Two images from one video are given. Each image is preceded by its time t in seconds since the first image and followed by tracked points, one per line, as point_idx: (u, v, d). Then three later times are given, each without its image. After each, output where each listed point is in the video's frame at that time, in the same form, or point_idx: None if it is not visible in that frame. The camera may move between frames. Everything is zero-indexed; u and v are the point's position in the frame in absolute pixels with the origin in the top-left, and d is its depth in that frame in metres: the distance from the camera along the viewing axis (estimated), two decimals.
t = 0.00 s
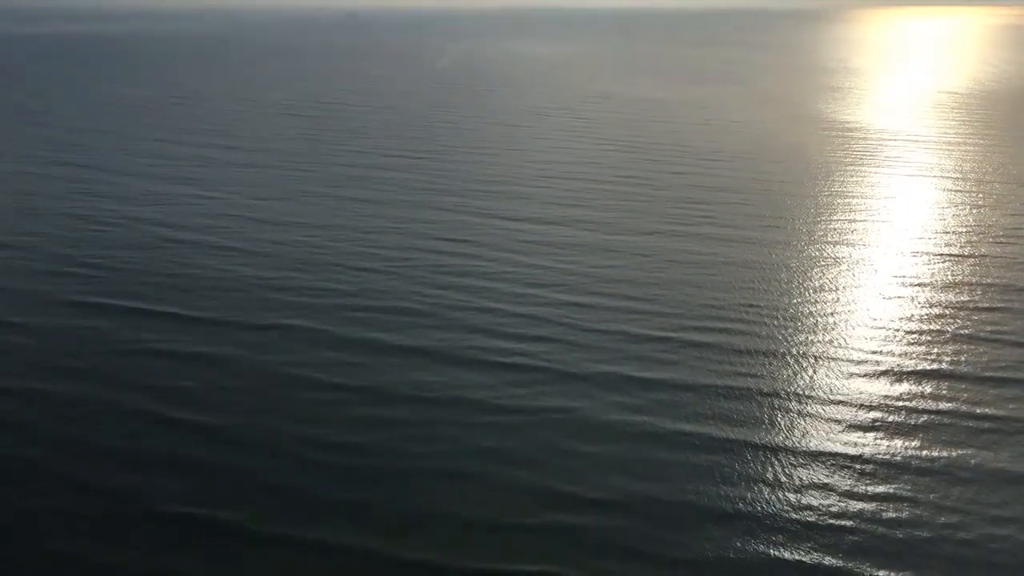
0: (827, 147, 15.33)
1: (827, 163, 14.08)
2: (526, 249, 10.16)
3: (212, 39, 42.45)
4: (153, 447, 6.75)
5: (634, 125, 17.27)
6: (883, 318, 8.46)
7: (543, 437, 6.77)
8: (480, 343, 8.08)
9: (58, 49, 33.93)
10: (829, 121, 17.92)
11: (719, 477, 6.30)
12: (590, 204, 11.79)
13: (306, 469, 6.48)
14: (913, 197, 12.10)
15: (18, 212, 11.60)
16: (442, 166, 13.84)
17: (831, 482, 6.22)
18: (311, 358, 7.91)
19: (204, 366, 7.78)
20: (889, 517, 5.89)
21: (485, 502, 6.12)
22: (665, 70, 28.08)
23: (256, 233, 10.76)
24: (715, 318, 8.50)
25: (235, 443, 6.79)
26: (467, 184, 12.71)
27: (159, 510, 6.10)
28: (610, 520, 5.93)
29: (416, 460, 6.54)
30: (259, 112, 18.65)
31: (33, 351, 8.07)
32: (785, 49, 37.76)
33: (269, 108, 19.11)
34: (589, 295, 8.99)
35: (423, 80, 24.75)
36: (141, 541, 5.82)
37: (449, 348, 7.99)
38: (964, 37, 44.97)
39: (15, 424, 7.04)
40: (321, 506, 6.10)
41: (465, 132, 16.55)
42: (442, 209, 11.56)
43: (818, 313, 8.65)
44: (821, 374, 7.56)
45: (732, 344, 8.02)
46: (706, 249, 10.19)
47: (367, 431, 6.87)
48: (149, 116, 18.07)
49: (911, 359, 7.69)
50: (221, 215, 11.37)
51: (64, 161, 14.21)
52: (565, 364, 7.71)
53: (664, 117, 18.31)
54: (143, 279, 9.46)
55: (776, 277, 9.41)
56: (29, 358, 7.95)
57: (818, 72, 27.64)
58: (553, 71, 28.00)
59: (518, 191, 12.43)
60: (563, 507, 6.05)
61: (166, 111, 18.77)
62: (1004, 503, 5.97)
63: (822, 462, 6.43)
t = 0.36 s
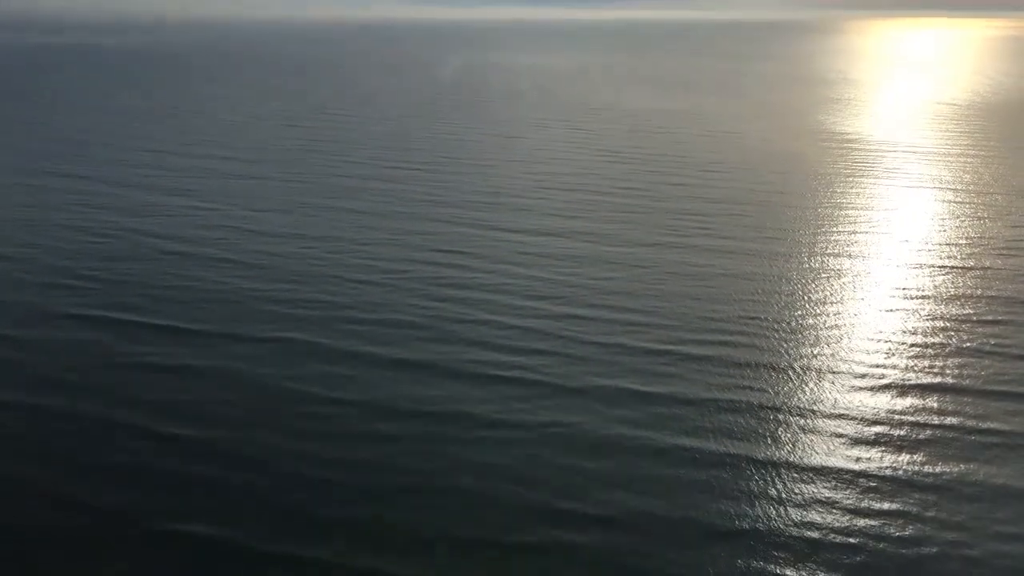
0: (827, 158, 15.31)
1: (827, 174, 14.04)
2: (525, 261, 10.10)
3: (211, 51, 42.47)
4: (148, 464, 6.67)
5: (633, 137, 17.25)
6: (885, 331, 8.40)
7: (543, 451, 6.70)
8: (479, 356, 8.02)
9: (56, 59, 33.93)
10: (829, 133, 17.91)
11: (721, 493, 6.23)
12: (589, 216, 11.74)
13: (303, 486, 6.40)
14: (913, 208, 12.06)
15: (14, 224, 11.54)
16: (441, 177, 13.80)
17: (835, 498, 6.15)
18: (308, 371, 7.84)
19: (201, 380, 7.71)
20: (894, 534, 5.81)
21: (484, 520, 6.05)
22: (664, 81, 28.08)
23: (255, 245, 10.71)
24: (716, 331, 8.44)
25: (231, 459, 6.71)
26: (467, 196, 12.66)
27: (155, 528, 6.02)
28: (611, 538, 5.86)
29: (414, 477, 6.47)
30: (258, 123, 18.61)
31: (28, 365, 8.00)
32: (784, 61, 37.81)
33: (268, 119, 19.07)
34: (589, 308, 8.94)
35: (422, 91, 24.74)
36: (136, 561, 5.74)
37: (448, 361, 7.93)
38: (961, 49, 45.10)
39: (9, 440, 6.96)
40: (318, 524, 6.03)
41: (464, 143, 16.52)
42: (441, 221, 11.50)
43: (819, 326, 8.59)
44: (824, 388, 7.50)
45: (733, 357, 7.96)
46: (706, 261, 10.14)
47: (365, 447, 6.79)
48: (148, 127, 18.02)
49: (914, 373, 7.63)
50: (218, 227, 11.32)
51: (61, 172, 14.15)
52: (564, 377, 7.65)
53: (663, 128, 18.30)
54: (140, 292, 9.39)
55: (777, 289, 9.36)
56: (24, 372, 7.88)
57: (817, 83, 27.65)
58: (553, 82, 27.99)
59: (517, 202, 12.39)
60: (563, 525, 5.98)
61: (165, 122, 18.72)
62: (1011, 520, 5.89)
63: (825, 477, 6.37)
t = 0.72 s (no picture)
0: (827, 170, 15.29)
1: (827, 185, 14.02)
2: (525, 273, 10.07)
3: (211, 61, 42.59)
4: (144, 478, 6.60)
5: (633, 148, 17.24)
6: (887, 344, 8.35)
7: (544, 467, 6.64)
8: (478, 370, 7.97)
9: (57, 71, 34.03)
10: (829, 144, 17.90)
11: (723, 510, 6.17)
12: (589, 228, 11.71)
13: (301, 501, 6.34)
14: (914, 220, 12.04)
15: (13, 235, 11.51)
16: (440, 189, 13.79)
17: (838, 514, 6.09)
18: (307, 385, 7.79)
19: (198, 394, 7.65)
20: (899, 552, 5.75)
21: (483, 537, 5.98)
22: (664, 93, 28.12)
23: (254, 256, 10.67)
24: (717, 344, 8.39)
25: (228, 474, 6.65)
26: (467, 208, 12.63)
27: (151, 546, 5.95)
28: (612, 556, 5.79)
29: (412, 492, 6.41)
30: (258, 134, 18.61)
31: (24, 378, 7.94)
32: (783, 72, 37.93)
33: (268, 131, 19.07)
34: (589, 321, 8.89)
35: (422, 103, 24.77)
36: None
37: (447, 375, 7.88)
38: (959, 60, 45.22)
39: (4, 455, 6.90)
40: (316, 541, 5.96)
41: (464, 155, 16.53)
42: (441, 233, 11.46)
43: (820, 339, 8.55)
44: (826, 402, 7.45)
45: (735, 371, 7.90)
46: (707, 273, 10.10)
47: (363, 462, 6.73)
48: (148, 139, 18.02)
49: (916, 387, 7.58)
50: (217, 239, 11.29)
51: (61, 184, 14.14)
52: (565, 391, 7.60)
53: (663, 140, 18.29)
54: (138, 304, 9.35)
55: (778, 302, 9.32)
56: (20, 386, 7.82)
57: (817, 95, 27.69)
58: (553, 93, 28.04)
59: (517, 214, 12.36)
60: (563, 542, 5.91)
61: (165, 133, 18.72)
62: (1017, 536, 5.82)
63: (828, 493, 6.30)
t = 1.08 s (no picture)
0: (827, 182, 15.26)
1: (827, 198, 13.99)
2: (525, 287, 10.01)
3: (211, 74, 42.71)
4: (138, 496, 6.52)
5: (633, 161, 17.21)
6: (889, 359, 8.28)
7: (544, 484, 6.55)
8: (478, 385, 7.88)
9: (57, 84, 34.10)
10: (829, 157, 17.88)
11: (726, 529, 6.08)
12: (589, 241, 11.66)
13: (297, 520, 6.25)
14: (914, 233, 11.98)
15: (10, 248, 11.46)
16: (440, 201, 13.75)
17: (842, 534, 6.00)
18: (305, 400, 7.70)
19: (194, 410, 7.57)
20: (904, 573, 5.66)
21: (482, 557, 5.89)
22: (663, 106, 28.18)
23: (252, 269, 10.61)
24: (719, 359, 8.31)
25: (223, 491, 6.56)
26: (466, 220, 12.58)
27: (144, 565, 5.87)
28: None
29: (410, 510, 6.32)
30: (257, 147, 18.58)
31: (18, 394, 7.87)
32: (782, 85, 37.99)
33: (267, 143, 19.06)
34: (590, 334, 8.82)
35: (422, 115, 24.79)
36: None
37: (446, 390, 7.80)
38: (957, 73, 45.35)
39: None
40: (312, 561, 5.88)
41: (464, 167, 16.51)
42: (439, 246, 11.40)
43: (822, 353, 8.47)
44: (830, 418, 7.36)
45: (737, 386, 7.82)
46: (707, 286, 10.04)
47: (360, 480, 6.64)
48: (147, 151, 18.00)
49: (920, 403, 7.49)
50: (215, 252, 11.23)
51: (59, 197, 14.10)
52: (565, 407, 7.52)
53: (663, 152, 18.26)
54: (135, 318, 9.28)
55: (779, 316, 9.25)
56: (14, 401, 7.74)
57: (816, 107, 27.73)
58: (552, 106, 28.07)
59: (516, 226, 12.31)
60: (562, 562, 5.82)
61: (164, 146, 18.70)
62: None
63: (831, 512, 6.22)
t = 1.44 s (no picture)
0: (828, 195, 15.21)
1: (827, 211, 13.93)
2: (525, 300, 9.94)
3: (211, 87, 42.77)
4: (132, 515, 6.41)
5: (633, 174, 17.17)
6: (893, 374, 8.20)
7: (544, 502, 6.46)
8: (478, 400, 7.80)
9: (58, 97, 34.18)
10: (829, 169, 17.85)
11: (728, 549, 5.98)
12: (590, 253, 11.61)
13: (293, 539, 6.16)
14: (916, 246, 11.92)
15: (7, 262, 11.39)
16: (439, 214, 13.71)
17: (847, 553, 5.90)
18: (303, 416, 7.62)
19: (190, 426, 7.48)
20: None
21: None
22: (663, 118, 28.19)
23: (250, 283, 10.54)
24: (721, 373, 8.23)
25: (219, 511, 6.47)
26: (466, 233, 12.54)
27: None
28: None
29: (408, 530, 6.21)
30: (257, 160, 18.56)
31: (12, 410, 7.77)
32: (781, 98, 38.05)
33: (266, 156, 19.04)
34: (591, 349, 8.74)
35: (422, 128, 24.80)
36: None
37: (445, 406, 7.71)
38: (956, 86, 45.47)
39: None
40: None
41: (463, 180, 16.48)
42: (439, 259, 11.34)
43: (824, 368, 8.39)
44: (834, 434, 7.28)
45: (739, 402, 7.74)
46: (709, 300, 9.96)
47: (357, 498, 6.55)
48: (146, 164, 17.97)
49: (924, 419, 7.41)
50: (214, 265, 11.17)
51: (57, 210, 14.05)
52: (565, 423, 7.43)
53: (663, 165, 18.24)
54: (131, 332, 9.20)
55: (780, 330, 9.18)
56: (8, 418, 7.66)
57: (816, 120, 27.74)
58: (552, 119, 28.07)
59: (517, 239, 12.26)
60: None
61: (163, 159, 18.68)
62: None
63: (836, 531, 6.12)
